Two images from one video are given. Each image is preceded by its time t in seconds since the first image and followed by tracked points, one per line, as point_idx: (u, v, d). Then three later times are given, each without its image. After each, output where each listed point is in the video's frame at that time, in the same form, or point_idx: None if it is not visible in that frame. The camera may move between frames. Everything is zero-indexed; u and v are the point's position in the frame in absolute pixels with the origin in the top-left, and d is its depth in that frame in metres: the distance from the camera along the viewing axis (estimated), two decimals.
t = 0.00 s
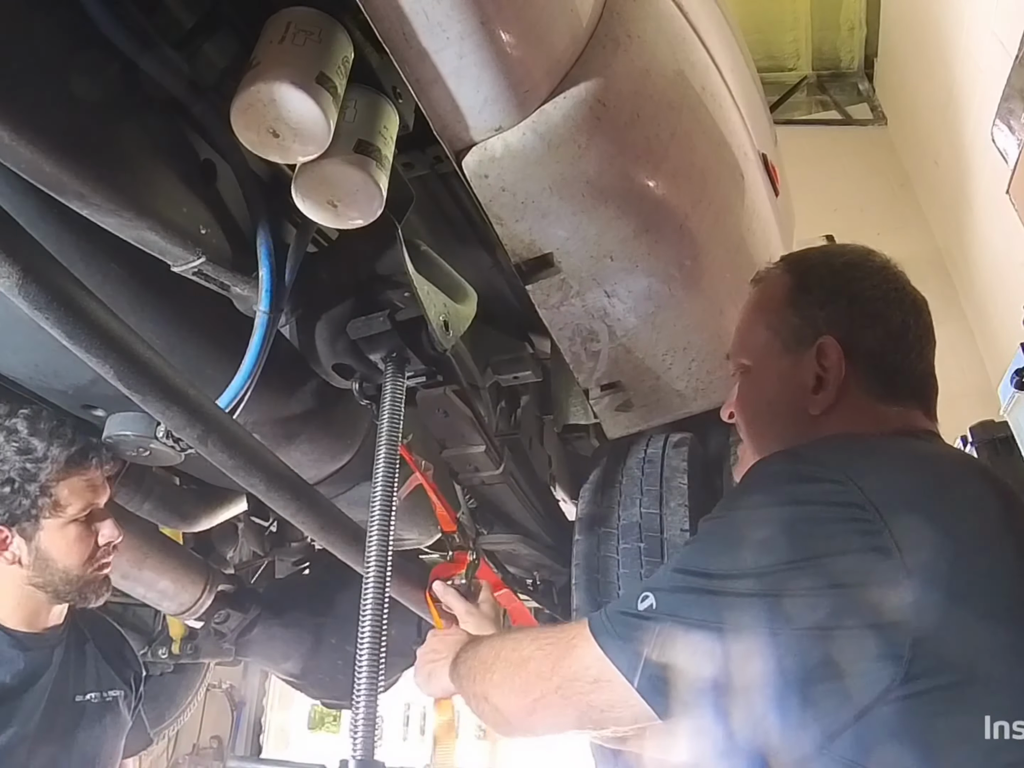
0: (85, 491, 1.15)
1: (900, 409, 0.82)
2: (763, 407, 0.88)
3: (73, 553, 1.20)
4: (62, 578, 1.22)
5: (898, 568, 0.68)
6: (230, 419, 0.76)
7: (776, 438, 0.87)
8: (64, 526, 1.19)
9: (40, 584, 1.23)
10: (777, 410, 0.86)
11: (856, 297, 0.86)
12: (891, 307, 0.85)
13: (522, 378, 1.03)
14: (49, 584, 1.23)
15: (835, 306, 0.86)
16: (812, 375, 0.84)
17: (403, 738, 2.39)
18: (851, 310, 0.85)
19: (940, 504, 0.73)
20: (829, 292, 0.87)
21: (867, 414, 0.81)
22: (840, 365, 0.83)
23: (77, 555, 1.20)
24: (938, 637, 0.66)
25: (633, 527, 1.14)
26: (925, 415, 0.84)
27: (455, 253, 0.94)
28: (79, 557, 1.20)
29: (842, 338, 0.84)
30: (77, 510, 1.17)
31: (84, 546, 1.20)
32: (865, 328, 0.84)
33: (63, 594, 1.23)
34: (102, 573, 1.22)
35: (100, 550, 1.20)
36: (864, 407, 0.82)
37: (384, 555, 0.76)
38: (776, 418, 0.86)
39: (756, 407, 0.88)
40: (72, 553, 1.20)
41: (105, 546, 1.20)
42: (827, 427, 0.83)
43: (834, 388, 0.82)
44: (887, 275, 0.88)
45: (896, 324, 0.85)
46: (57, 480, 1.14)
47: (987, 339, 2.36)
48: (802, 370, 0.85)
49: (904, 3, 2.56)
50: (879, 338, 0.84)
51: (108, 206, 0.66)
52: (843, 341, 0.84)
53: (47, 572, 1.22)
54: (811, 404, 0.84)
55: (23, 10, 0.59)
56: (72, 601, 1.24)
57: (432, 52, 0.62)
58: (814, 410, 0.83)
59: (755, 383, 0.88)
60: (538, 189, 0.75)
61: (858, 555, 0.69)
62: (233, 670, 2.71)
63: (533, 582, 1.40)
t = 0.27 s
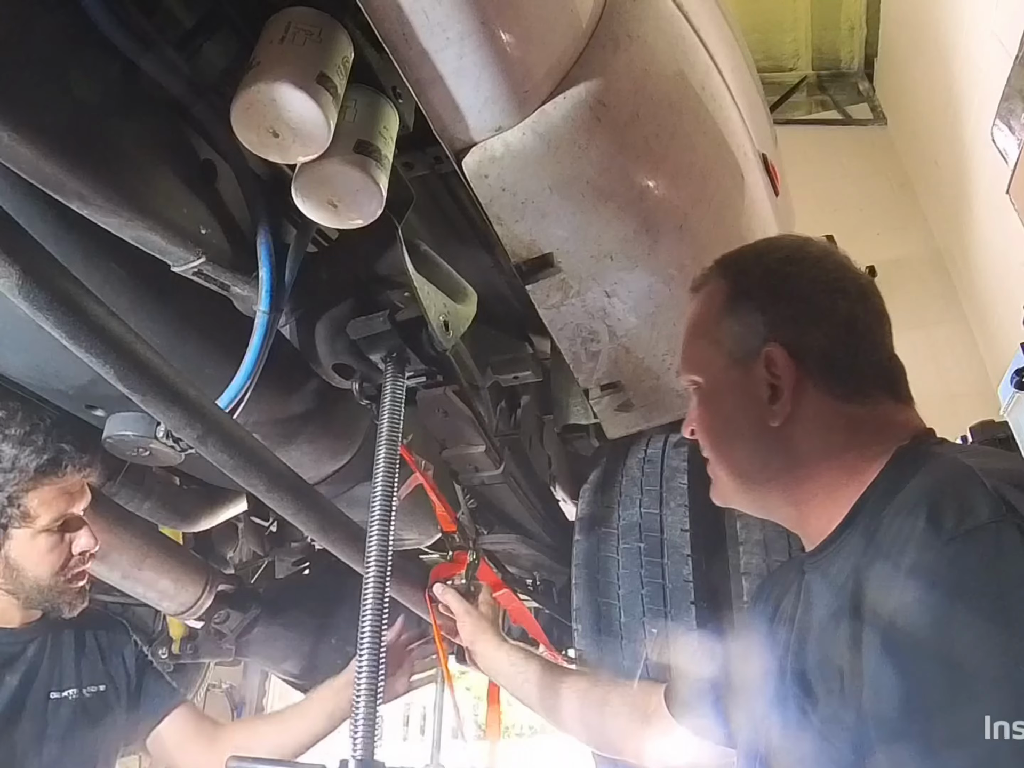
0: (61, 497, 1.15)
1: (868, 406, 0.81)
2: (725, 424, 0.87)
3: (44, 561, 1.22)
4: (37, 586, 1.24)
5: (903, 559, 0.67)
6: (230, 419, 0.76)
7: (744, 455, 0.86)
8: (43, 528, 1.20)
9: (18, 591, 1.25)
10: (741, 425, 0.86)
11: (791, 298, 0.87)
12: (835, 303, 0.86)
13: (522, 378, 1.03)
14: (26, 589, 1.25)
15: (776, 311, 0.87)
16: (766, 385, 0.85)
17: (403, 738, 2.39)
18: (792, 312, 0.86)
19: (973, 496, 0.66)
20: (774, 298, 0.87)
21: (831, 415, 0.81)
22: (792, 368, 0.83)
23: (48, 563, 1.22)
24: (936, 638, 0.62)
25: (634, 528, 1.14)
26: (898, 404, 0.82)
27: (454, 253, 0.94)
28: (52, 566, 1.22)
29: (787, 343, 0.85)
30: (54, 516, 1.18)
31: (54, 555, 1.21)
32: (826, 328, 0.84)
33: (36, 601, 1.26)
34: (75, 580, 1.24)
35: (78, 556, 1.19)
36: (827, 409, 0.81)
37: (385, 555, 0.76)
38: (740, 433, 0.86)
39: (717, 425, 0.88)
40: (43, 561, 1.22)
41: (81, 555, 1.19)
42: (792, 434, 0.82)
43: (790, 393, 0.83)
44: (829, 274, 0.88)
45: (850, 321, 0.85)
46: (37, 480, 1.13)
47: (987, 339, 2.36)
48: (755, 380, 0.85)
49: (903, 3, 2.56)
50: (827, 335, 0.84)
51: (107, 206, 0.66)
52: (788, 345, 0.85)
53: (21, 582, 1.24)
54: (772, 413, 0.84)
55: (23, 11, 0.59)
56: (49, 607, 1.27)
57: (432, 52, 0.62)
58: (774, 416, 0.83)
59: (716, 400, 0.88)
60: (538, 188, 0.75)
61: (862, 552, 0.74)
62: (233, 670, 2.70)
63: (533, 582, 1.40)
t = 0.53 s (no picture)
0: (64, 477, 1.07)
1: (876, 387, 0.79)
2: (726, 393, 0.86)
3: (56, 530, 1.11)
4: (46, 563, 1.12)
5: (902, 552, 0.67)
6: (230, 419, 0.76)
7: (740, 426, 0.85)
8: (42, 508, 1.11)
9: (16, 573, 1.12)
10: (743, 395, 0.84)
11: (811, 266, 0.84)
12: (856, 276, 0.83)
13: (522, 378, 1.03)
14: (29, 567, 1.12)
15: (792, 279, 0.84)
16: (774, 354, 0.83)
17: (403, 737, 2.39)
18: (811, 282, 0.83)
19: (987, 480, 0.64)
20: (792, 265, 0.85)
21: (836, 391, 0.79)
22: (802, 340, 0.81)
23: (59, 536, 1.11)
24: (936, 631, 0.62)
25: (634, 527, 1.14)
26: (908, 390, 0.80)
27: (454, 254, 0.94)
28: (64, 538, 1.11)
29: (801, 313, 0.82)
30: (54, 492, 1.09)
31: (62, 529, 1.11)
32: (841, 300, 0.81)
33: (50, 582, 1.13)
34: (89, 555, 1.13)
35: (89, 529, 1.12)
36: (833, 384, 0.79)
37: (384, 555, 0.76)
38: (740, 404, 0.85)
39: (719, 392, 0.86)
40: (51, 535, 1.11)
41: (92, 526, 1.12)
42: (793, 407, 0.81)
43: (797, 364, 0.81)
44: (853, 245, 0.85)
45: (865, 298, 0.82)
46: (41, 454, 1.06)
47: (987, 339, 2.36)
48: (763, 349, 0.83)
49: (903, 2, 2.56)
50: (842, 309, 0.81)
51: (108, 206, 0.66)
52: (801, 316, 0.82)
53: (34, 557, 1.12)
54: (777, 384, 0.82)
55: (23, 10, 0.59)
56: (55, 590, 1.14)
57: (432, 52, 0.62)
58: (778, 386, 0.82)
59: (719, 367, 0.86)
60: (538, 188, 0.75)
61: (853, 539, 0.74)
62: (233, 671, 2.69)
63: (533, 582, 1.40)
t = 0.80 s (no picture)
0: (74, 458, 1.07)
1: (901, 378, 0.79)
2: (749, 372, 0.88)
3: (67, 514, 1.10)
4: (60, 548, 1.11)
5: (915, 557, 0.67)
6: (230, 419, 0.76)
7: (763, 403, 0.87)
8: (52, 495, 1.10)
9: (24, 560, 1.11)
10: (766, 371, 0.86)
11: (848, 250, 0.84)
12: (893, 263, 0.82)
13: (523, 378, 1.03)
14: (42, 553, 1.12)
15: (828, 262, 0.85)
16: (801, 336, 0.84)
17: (403, 738, 2.39)
18: (847, 266, 0.84)
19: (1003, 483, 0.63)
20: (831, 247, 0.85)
21: (859, 376, 0.80)
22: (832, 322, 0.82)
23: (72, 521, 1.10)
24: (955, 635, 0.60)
25: (633, 528, 1.14)
26: (935, 386, 0.80)
27: (454, 253, 0.94)
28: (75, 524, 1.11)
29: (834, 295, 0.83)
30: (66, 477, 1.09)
31: (73, 513, 1.10)
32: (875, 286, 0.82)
33: (64, 572, 1.12)
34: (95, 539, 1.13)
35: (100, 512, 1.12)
36: (857, 369, 0.80)
37: (385, 555, 0.76)
38: (765, 381, 0.86)
39: (745, 368, 0.88)
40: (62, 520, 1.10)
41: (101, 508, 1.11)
42: (817, 390, 0.83)
43: (822, 347, 0.82)
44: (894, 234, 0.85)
45: (898, 283, 0.82)
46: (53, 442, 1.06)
47: (987, 339, 2.37)
48: (792, 328, 0.85)
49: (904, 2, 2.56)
50: (873, 298, 0.81)
51: (108, 206, 0.66)
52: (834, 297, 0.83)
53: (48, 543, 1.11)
54: (801, 365, 0.84)
55: (21, 10, 0.59)
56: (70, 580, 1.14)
57: (432, 52, 0.62)
58: (802, 368, 0.83)
59: (746, 343, 0.88)
60: (538, 188, 0.75)
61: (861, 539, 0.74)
62: (233, 671, 2.68)
63: (533, 581, 1.40)
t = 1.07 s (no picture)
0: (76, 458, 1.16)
1: (982, 338, 0.76)
2: (809, 329, 0.84)
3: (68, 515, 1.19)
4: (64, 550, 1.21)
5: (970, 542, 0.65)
6: (230, 419, 0.76)
7: (824, 363, 0.83)
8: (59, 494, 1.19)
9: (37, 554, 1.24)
10: (830, 327, 0.83)
11: (928, 193, 0.80)
12: (977, 211, 0.79)
13: (522, 378, 1.03)
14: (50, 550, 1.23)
15: (902, 209, 0.81)
16: (872, 288, 0.80)
17: (403, 738, 2.39)
18: (927, 214, 0.80)
19: None
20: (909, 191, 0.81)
21: (935, 333, 0.77)
22: (907, 273, 0.78)
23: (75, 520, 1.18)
24: None
25: (634, 528, 1.14)
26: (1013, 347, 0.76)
27: (454, 253, 0.94)
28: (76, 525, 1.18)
29: (911, 243, 0.79)
30: (68, 478, 1.18)
31: (74, 514, 1.18)
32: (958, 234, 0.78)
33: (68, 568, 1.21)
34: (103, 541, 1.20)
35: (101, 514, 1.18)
36: (932, 325, 0.77)
37: (384, 555, 0.76)
38: (828, 339, 0.83)
39: (806, 325, 0.85)
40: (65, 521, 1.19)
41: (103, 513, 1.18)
42: (888, 345, 0.79)
43: (897, 297, 0.78)
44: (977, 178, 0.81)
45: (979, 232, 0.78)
46: (59, 437, 1.13)
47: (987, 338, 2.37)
48: (862, 280, 0.81)
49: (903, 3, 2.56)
50: (955, 247, 0.77)
51: (108, 206, 0.66)
52: (910, 245, 0.79)
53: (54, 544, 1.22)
54: (869, 320, 0.80)
55: (20, 11, 0.59)
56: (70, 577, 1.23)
57: (432, 52, 0.62)
58: (872, 320, 0.80)
59: (808, 297, 0.85)
60: (538, 188, 0.75)
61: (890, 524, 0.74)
62: (233, 670, 2.67)
63: (533, 581, 1.39)
